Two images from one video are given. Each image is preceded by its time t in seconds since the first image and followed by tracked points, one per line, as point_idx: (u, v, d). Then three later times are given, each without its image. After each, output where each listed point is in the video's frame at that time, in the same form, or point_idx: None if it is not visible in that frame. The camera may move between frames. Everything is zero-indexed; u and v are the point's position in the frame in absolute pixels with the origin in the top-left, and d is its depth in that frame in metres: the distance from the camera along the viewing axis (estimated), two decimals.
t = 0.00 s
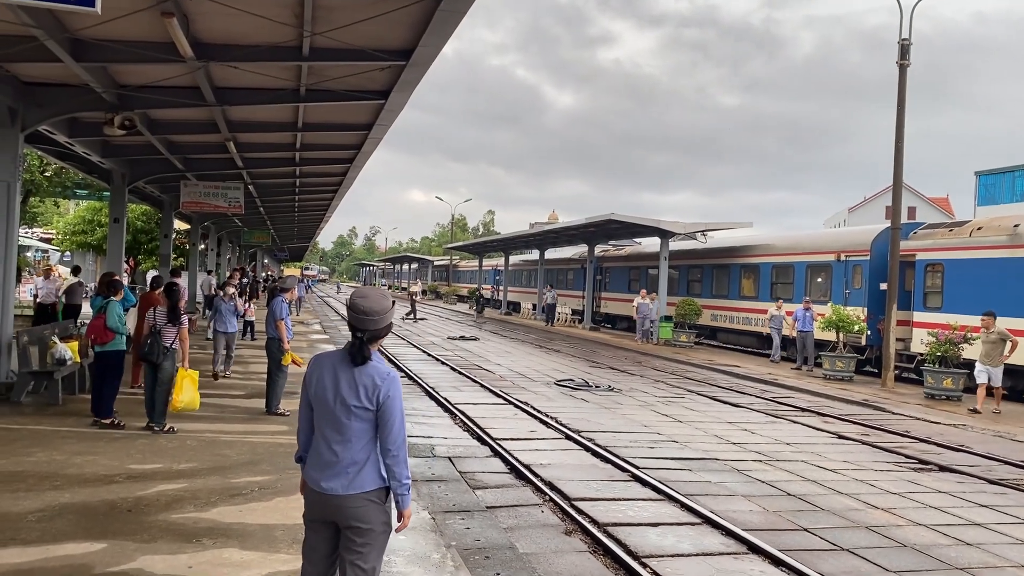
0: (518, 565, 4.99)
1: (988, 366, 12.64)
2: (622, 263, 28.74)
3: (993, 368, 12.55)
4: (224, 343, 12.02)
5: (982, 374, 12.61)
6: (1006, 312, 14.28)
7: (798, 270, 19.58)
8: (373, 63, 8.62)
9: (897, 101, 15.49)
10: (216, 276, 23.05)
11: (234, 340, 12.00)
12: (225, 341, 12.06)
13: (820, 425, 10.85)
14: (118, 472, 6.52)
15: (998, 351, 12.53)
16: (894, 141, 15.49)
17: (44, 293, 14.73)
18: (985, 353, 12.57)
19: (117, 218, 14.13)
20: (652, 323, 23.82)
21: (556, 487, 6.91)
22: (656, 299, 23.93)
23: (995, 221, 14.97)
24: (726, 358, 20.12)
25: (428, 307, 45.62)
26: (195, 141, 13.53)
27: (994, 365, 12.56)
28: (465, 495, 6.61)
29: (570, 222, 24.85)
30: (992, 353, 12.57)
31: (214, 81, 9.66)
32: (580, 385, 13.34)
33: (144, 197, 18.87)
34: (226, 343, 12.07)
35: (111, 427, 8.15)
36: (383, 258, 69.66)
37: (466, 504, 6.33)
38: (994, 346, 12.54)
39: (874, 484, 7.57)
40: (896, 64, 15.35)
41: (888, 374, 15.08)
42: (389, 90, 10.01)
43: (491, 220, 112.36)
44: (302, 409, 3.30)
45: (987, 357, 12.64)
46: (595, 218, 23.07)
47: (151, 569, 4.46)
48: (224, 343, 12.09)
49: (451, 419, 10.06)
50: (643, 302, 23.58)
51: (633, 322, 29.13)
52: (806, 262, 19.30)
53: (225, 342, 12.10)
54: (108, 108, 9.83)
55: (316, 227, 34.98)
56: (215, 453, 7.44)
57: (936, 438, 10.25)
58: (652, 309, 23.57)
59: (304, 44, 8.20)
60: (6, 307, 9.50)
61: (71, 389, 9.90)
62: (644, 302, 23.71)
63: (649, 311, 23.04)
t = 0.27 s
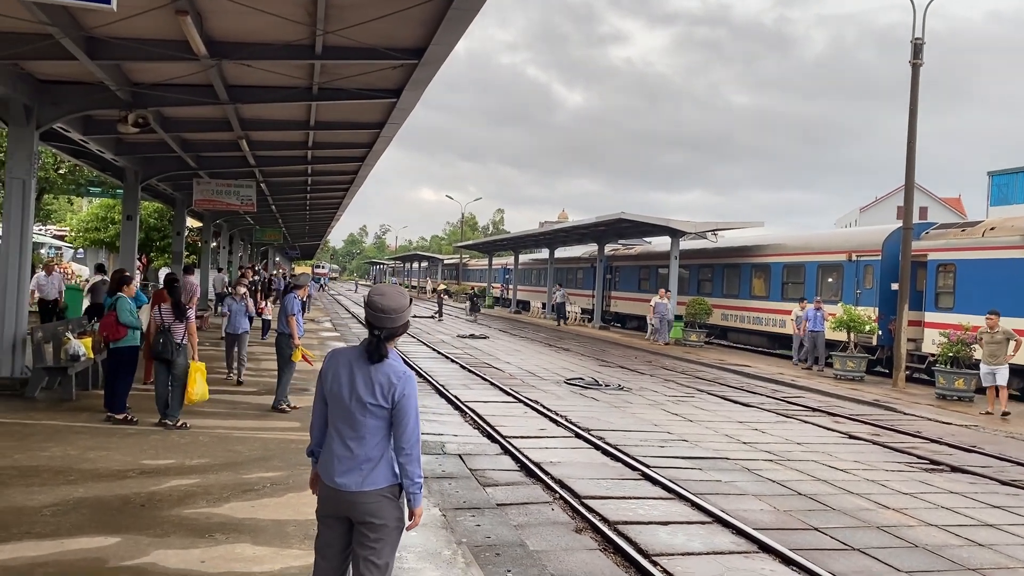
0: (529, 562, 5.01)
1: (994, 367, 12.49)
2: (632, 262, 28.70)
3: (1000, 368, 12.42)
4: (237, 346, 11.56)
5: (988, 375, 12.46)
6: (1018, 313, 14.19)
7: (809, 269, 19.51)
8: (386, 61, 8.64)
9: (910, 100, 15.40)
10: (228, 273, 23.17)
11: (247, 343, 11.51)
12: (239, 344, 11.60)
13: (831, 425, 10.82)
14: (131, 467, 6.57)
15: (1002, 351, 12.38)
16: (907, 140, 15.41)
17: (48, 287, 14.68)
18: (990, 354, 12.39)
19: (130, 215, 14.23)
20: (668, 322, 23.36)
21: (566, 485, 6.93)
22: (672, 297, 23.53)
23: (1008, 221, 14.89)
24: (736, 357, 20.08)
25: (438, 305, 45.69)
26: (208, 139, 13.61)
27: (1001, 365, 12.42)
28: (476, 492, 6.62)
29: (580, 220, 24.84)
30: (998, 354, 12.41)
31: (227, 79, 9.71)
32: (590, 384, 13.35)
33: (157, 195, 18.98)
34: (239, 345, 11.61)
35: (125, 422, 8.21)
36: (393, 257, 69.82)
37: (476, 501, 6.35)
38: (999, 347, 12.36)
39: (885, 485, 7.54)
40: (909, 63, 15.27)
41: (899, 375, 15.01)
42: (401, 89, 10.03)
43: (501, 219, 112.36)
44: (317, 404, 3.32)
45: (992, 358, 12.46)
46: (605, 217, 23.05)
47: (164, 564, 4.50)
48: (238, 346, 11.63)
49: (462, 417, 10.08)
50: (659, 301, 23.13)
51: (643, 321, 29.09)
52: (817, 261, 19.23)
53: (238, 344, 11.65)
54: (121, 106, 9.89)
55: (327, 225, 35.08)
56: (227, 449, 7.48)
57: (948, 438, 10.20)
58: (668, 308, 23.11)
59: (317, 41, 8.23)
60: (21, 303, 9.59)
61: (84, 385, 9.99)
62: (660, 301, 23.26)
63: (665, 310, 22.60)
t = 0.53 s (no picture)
0: (538, 562, 5.00)
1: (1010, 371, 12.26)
2: (643, 262, 28.64)
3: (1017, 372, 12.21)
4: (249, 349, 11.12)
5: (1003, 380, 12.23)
6: None
7: (821, 270, 19.42)
8: (398, 61, 8.66)
9: (924, 100, 15.30)
10: (239, 272, 23.26)
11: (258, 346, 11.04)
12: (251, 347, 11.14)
13: (843, 427, 10.76)
14: (143, 465, 6.60)
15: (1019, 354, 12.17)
16: (920, 141, 15.31)
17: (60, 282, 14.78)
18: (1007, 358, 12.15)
19: (142, 214, 14.31)
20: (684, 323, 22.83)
21: (576, 485, 6.92)
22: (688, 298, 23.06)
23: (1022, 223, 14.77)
24: (746, 358, 20.00)
25: (448, 305, 45.72)
26: (220, 139, 13.67)
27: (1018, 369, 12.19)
28: (485, 491, 6.63)
29: (590, 220, 24.81)
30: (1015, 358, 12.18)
31: (239, 79, 9.76)
32: (600, 384, 13.33)
33: (169, 194, 19.08)
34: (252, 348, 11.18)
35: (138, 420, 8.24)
36: (403, 256, 69.94)
37: (486, 501, 6.35)
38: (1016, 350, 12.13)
39: (896, 487, 7.50)
40: (923, 63, 15.17)
41: (911, 376, 14.92)
42: (412, 88, 10.04)
43: (511, 219, 112.35)
44: (330, 403, 3.33)
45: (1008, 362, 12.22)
46: (616, 217, 23.02)
47: (176, 561, 4.52)
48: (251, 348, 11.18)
49: (471, 416, 10.09)
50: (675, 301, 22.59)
51: (653, 321, 29.02)
52: (829, 262, 19.13)
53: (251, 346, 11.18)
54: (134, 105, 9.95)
55: (338, 224, 35.18)
56: (238, 447, 7.52)
57: (960, 441, 10.13)
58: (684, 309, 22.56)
59: (329, 41, 8.24)
60: (34, 301, 9.65)
61: (96, 383, 10.05)
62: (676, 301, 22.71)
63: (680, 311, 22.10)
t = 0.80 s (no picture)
0: (546, 561, 5.00)
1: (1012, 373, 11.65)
2: (650, 262, 28.59)
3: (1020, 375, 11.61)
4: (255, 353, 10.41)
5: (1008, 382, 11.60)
6: None
7: (829, 270, 19.35)
8: (406, 61, 8.67)
9: (933, 99, 15.22)
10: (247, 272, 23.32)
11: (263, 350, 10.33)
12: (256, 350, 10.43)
13: (851, 427, 10.71)
14: (151, 463, 6.63)
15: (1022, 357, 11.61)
16: (930, 140, 15.24)
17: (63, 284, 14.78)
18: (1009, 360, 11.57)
19: (151, 213, 14.37)
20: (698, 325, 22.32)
21: (583, 485, 6.91)
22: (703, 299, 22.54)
23: None
24: (754, 358, 19.95)
25: (455, 304, 45.75)
26: (228, 139, 13.72)
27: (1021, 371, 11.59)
28: (493, 491, 6.62)
29: (598, 220, 24.76)
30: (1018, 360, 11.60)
31: (248, 79, 9.79)
32: (607, 384, 13.32)
33: (177, 194, 19.13)
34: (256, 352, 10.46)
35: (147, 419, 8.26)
36: (410, 256, 70.00)
37: (493, 500, 6.35)
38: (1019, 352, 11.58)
39: (905, 487, 7.46)
40: (932, 62, 15.10)
41: (920, 377, 14.84)
42: (420, 88, 10.05)
43: (517, 219, 112.34)
44: (337, 401, 3.34)
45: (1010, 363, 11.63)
46: (623, 217, 22.98)
47: (184, 559, 4.54)
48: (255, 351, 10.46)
49: (479, 416, 10.09)
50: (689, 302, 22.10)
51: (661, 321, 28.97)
52: (838, 262, 19.06)
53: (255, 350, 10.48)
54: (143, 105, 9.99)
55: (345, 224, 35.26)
56: (246, 446, 7.54)
57: (970, 441, 10.07)
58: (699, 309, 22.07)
59: (337, 41, 8.26)
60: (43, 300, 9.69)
61: (105, 382, 10.08)
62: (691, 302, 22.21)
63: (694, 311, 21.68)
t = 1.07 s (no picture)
0: (548, 559, 4.99)
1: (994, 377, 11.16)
2: (654, 260, 28.56)
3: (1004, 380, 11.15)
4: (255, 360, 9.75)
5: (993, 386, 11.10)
6: None
7: (833, 268, 19.31)
8: (408, 59, 8.67)
9: (937, 97, 15.17)
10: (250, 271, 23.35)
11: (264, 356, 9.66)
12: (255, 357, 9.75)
13: (855, 425, 10.69)
14: (155, 461, 6.64)
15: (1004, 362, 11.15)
16: (933, 138, 15.19)
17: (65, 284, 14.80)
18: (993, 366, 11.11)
19: (154, 212, 14.39)
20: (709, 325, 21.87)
21: (586, 483, 6.90)
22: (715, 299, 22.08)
23: None
24: (758, 357, 19.92)
25: (459, 303, 45.76)
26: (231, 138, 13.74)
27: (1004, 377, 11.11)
28: (496, 489, 6.62)
29: (601, 219, 24.75)
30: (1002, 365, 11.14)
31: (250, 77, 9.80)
32: (611, 382, 13.31)
33: (181, 193, 19.15)
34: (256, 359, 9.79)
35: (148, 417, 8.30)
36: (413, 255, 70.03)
37: (496, 498, 6.35)
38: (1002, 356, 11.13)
39: (909, 486, 7.44)
40: (935, 59, 15.06)
41: (924, 375, 14.80)
42: (423, 87, 10.05)
43: (521, 217, 112.29)
44: (340, 399, 3.34)
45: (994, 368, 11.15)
46: (626, 215, 22.96)
47: (188, 557, 4.54)
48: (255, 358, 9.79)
49: (482, 414, 10.09)
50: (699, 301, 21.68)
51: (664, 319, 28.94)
52: (841, 261, 19.02)
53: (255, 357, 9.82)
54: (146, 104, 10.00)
55: (349, 223, 35.27)
56: (249, 444, 7.55)
57: (973, 439, 10.04)
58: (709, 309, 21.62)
59: (339, 39, 8.26)
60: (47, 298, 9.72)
61: (109, 380, 10.10)
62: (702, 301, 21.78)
63: (703, 310, 21.29)
